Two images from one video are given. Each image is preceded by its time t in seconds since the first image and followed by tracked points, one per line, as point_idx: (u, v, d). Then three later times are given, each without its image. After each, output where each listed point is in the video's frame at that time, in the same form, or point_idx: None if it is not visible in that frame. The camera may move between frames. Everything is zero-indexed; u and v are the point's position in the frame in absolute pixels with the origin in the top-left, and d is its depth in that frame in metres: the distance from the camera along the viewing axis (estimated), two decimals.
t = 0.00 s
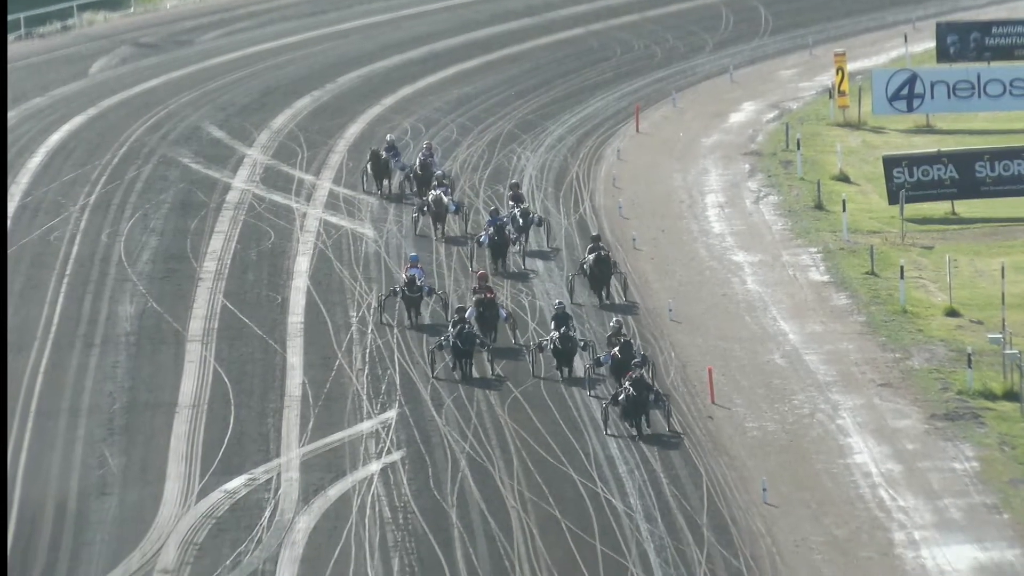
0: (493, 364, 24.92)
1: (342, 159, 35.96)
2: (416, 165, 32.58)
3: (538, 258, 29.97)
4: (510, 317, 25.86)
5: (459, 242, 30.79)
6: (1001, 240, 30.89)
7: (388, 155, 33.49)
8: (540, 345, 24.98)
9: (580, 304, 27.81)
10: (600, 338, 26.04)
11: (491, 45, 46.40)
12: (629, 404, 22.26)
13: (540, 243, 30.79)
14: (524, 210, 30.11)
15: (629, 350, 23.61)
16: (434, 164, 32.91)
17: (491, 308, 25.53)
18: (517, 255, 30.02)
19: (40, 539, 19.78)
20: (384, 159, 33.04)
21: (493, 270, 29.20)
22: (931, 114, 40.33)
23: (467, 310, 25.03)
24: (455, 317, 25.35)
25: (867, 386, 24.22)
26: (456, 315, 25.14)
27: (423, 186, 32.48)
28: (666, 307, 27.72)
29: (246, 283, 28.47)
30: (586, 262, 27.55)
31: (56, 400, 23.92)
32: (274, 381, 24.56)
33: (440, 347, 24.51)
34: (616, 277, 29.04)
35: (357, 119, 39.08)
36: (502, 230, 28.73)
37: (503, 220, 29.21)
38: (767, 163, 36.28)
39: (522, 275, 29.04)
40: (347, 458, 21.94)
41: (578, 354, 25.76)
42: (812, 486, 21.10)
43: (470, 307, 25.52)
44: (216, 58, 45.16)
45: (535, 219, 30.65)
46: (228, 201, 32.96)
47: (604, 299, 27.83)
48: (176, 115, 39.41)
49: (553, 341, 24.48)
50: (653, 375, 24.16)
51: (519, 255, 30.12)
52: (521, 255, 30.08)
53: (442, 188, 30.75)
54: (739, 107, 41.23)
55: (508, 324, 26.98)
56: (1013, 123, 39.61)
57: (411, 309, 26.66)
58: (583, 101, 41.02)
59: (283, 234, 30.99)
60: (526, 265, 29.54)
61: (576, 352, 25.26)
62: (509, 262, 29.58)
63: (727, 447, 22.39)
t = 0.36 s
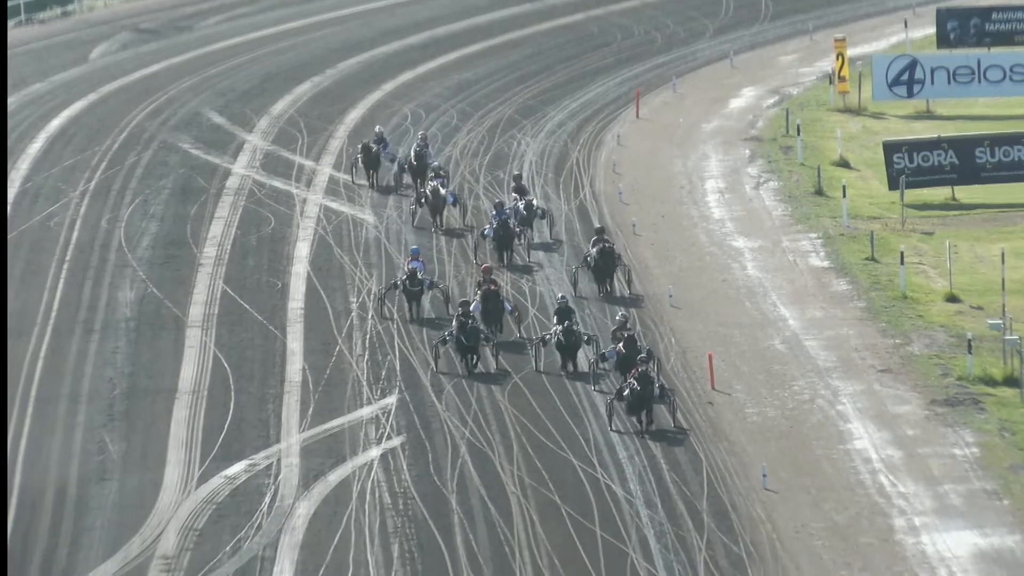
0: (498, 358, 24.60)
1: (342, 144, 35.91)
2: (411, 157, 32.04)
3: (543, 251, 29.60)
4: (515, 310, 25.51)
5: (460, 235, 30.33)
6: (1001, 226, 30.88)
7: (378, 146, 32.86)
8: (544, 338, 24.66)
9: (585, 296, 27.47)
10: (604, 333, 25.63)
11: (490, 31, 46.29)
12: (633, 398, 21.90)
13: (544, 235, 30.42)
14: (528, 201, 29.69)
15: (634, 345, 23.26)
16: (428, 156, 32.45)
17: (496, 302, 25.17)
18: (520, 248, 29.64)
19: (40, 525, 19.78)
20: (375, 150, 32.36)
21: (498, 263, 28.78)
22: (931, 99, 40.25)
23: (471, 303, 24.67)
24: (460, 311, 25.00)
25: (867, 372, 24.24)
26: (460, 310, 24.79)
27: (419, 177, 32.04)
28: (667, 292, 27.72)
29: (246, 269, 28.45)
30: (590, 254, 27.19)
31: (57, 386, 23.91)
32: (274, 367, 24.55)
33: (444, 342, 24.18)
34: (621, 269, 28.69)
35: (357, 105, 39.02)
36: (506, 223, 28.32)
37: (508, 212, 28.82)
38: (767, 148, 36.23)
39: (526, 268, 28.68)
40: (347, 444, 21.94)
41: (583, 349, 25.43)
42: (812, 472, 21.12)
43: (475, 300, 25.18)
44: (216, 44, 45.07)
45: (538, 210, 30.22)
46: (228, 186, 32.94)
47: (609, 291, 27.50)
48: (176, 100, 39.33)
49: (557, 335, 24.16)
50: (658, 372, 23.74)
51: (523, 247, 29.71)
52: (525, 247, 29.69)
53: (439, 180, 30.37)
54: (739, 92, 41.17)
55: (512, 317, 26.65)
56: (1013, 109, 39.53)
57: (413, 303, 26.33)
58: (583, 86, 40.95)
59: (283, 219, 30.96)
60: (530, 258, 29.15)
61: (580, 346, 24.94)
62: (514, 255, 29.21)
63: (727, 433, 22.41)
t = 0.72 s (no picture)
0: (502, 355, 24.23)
1: (342, 132, 35.87)
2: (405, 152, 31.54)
3: (547, 246, 29.22)
4: (519, 305, 25.14)
5: (458, 229, 29.96)
6: (1001, 213, 30.89)
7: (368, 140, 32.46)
8: (547, 335, 24.30)
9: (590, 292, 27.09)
10: (609, 330, 25.28)
11: (490, 19, 46.24)
12: (638, 397, 21.58)
13: (547, 229, 30.02)
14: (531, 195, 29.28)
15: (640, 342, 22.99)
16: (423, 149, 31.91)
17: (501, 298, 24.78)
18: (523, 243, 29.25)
19: (40, 512, 19.78)
20: (366, 144, 32.03)
21: (502, 258, 28.42)
22: (931, 87, 40.26)
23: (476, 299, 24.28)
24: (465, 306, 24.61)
25: (867, 359, 24.25)
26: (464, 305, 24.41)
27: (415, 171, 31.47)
28: (667, 280, 27.75)
29: (246, 256, 28.43)
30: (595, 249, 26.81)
31: (57, 373, 23.90)
32: (274, 355, 24.54)
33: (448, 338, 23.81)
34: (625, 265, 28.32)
35: (357, 93, 38.97)
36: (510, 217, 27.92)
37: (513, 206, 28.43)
38: (767, 136, 36.21)
39: (530, 263, 28.28)
40: (347, 431, 21.94)
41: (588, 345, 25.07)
42: (812, 459, 21.13)
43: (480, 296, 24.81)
44: (216, 32, 44.98)
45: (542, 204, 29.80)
46: (228, 174, 32.91)
47: (613, 287, 27.12)
48: (176, 89, 39.28)
49: (561, 331, 23.80)
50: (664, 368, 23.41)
51: (527, 242, 29.36)
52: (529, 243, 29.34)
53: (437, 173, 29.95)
54: (739, 80, 41.13)
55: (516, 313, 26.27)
56: (1013, 97, 39.50)
57: (414, 298, 25.96)
58: (583, 74, 40.90)
59: (283, 207, 30.94)
60: (534, 253, 28.74)
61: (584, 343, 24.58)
62: (518, 250, 28.81)
63: (727, 420, 22.41)
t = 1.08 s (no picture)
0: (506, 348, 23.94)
1: (341, 116, 35.81)
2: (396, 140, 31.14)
3: (551, 237, 28.88)
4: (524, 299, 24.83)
5: (451, 220, 29.56)
6: (1001, 198, 30.90)
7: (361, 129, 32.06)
8: (551, 329, 23.99)
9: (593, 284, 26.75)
10: (613, 324, 24.95)
11: (490, 3, 46.15)
12: (642, 392, 21.32)
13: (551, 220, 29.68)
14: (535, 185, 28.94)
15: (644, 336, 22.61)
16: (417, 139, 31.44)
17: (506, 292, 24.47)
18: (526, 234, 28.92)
19: (40, 497, 19.79)
20: (358, 134, 31.64)
21: (505, 249, 28.07)
22: (930, 71, 40.25)
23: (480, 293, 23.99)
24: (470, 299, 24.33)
25: (866, 344, 24.27)
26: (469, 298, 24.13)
27: (408, 160, 31.04)
28: (666, 264, 27.74)
29: (245, 241, 28.40)
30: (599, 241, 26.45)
31: (56, 358, 23.88)
32: (274, 340, 24.53)
33: (452, 332, 23.54)
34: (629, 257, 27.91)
35: (356, 77, 38.89)
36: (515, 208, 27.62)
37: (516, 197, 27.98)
38: (766, 120, 36.19)
39: (534, 255, 27.94)
40: (347, 416, 21.96)
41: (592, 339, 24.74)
42: (811, 444, 21.16)
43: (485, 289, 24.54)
44: (216, 16, 44.87)
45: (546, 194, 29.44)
46: (227, 158, 32.86)
47: (617, 279, 26.78)
48: (175, 73, 39.17)
49: (564, 325, 23.54)
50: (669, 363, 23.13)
51: (531, 233, 28.98)
52: (532, 234, 28.97)
53: (433, 164, 29.51)
54: (738, 64, 41.08)
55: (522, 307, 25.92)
56: (1012, 82, 39.46)
57: (416, 290, 25.66)
58: (582, 59, 40.84)
59: (282, 191, 30.90)
60: (537, 245, 28.39)
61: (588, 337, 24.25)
62: (522, 241, 28.48)
63: (726, 406, 22.42)
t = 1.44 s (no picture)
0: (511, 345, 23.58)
1: (341, 103, 35.76)
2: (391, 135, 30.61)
3: (555, 231, 28.51)
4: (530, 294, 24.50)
5: (450, 214, 29.23)
6: (1000, 184, 30.91)
7: (354, 122, 31.51)
8: (555, 325, 23.63)
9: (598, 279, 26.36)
10: (618, 318, 24.59)
11: None
12: (645, 388, 20.99)
13: (556, 214, 29.29)
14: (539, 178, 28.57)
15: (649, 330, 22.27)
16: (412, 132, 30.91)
17: (511, 287, 24.15)
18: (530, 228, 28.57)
19: (40, 483, 19.80)
20: (352, 128, 31.10)
21: (509, 243, 27.76)
22: (930, 58, 40.17)
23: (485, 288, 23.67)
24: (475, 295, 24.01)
25: (865, 331, 24.27)
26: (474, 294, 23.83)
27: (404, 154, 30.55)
28: (665, 251, 27.74)
29: (245, 227, 28.38)
30: (603, 235, 26.08)
31: (55, 344, 23.88)
32: (273, 326, 24.52)
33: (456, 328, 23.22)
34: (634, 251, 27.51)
35: (355, 63, 38.84)
36: (520, 202, 27.32)
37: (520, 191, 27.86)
38: (766, 107, 36.16)
39: (539, 250, 27.58)
40: (346, 403, 21.96)
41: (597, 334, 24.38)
42: (810, 431, 21.18)
43: (491, 284, 24.24)
44: (215, 3, 44.78)
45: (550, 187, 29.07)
46: (226, 145, 32.81)
47: (622, 274, 26.41)
48: (174, 59, 39.09)
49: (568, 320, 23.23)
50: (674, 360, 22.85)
51: (536, 228, 28.68)
52: (537, 228, 28.62)
53: (431, 157, 29.28)
54: (737, 51, 41.05)
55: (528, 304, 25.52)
56: (1010, 69, 39.39)
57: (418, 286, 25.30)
58: (582, 45, 40.79)
59: (281, 178, 30.86)
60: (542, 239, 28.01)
61: (592, 333, 23.89)
62: (526, 236, 28.13)
63: (725, 392, 22.43)
